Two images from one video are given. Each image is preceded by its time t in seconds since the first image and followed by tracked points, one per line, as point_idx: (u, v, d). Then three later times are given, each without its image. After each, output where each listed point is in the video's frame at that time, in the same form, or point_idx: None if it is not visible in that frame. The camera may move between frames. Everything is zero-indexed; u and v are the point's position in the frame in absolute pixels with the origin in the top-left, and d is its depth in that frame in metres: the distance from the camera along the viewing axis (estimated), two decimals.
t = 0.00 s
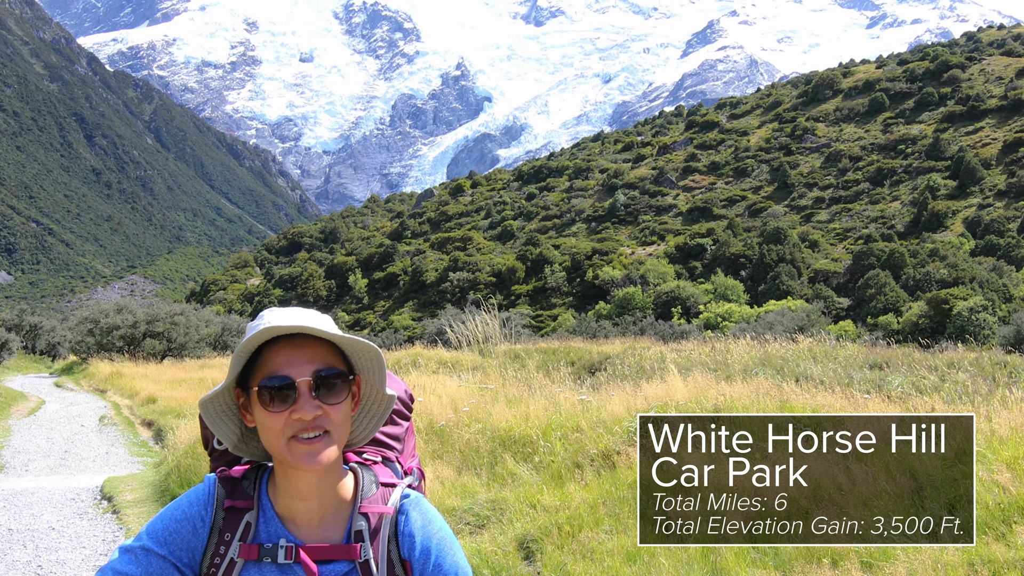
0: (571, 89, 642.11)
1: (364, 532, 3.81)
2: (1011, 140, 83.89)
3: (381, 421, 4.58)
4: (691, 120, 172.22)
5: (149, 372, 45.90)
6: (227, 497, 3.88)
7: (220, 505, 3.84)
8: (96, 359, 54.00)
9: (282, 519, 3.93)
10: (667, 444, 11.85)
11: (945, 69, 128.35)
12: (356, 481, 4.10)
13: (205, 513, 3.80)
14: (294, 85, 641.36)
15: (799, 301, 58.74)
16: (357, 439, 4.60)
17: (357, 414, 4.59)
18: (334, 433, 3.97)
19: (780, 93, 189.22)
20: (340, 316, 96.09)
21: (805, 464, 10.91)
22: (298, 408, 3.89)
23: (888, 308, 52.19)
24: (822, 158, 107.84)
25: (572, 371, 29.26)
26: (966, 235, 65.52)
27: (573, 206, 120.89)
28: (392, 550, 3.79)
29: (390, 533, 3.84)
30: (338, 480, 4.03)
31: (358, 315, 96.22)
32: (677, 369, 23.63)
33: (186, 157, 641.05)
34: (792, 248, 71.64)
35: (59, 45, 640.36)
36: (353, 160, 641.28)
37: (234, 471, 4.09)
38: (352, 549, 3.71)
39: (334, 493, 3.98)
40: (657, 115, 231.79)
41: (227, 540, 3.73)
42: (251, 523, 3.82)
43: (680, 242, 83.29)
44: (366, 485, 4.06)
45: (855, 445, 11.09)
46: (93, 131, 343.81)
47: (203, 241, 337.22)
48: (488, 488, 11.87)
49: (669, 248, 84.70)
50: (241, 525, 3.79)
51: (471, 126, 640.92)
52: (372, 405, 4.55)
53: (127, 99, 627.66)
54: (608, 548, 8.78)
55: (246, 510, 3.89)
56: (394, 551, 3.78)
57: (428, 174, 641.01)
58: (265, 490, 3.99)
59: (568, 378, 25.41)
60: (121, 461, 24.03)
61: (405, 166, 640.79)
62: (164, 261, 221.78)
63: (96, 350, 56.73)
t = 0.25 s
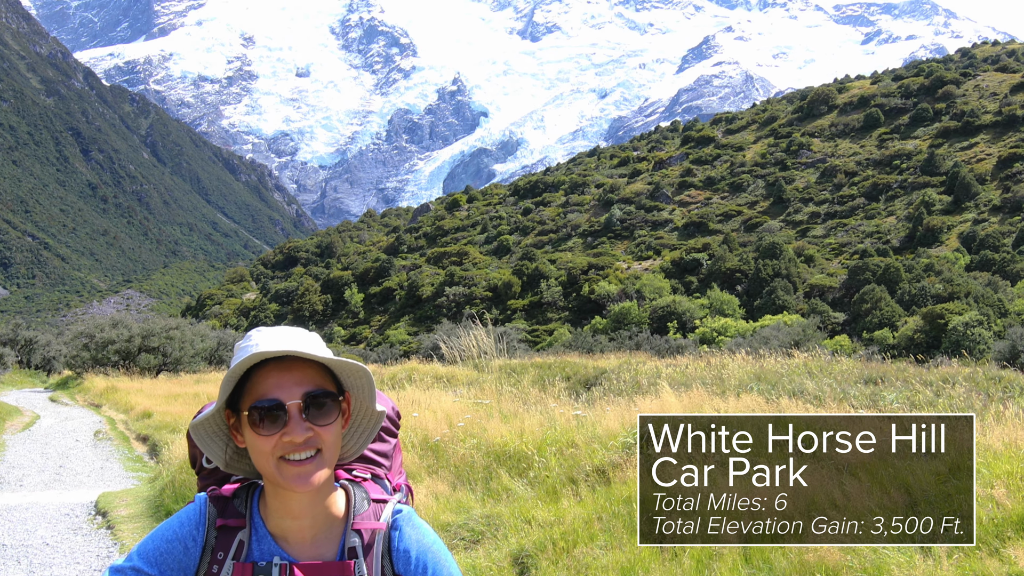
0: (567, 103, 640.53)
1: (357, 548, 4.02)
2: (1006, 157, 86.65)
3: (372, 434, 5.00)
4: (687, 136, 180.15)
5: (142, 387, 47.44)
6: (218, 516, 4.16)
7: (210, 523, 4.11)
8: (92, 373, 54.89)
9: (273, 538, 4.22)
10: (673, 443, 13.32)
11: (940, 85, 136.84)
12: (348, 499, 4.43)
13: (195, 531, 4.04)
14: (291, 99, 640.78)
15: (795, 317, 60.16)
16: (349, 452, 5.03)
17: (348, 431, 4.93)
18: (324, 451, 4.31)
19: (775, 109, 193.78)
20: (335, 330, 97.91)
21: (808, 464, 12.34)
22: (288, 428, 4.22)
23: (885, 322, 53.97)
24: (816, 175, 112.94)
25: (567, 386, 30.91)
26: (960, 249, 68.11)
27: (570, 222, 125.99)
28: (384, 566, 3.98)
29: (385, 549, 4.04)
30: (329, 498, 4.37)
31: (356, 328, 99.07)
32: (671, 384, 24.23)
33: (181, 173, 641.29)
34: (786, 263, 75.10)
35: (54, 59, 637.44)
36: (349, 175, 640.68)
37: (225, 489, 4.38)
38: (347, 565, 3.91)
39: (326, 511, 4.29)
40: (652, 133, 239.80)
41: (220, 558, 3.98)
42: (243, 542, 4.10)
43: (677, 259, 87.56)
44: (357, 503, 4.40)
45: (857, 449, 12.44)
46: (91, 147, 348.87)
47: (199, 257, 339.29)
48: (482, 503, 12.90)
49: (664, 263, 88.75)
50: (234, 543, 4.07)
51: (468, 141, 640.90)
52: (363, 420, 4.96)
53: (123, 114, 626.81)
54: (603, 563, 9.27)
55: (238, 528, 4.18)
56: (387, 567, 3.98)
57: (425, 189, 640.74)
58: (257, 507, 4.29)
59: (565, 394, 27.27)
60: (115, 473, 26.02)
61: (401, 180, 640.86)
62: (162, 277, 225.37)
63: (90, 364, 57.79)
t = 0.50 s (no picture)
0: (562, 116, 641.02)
1: (357, 563, 4.27)
2: (1000, 170, 87.61)
3: (368, 450, 5.08)
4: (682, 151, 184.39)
5: (138, 401, 48.35)
6: (218, 531, 4.28)
7: (209, 539, 4.22)
8: (86, 387, 55.52)
9: (272, 552, 4.35)
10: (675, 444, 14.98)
11: (935, 100, 138.98)
12: (346, 513, 4.58)
13: (195, 545, 4.16)
14: (285, 114, 640.95)
15: (791, 330, 60.84)
16: (347, 467, 5.10)
17: (347, 444, 5.07)
18: (322, 467, 4.44)
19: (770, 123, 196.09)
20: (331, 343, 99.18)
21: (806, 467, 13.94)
22: (285, 445, 4.34)
23: (879, 337, 54.05)
24: (811, 187, 114.93)
25: (563, 401, 31.95)
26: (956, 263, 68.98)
27: (564, 235, 128.51)
28: None
29: (384, 565, 4.29)
30: (326, 512, 4.50)
31: (350, 342, 100.44)
32: (665, 398, 24.14)
33: (176, 185, 641.56)
34: (781, 277, 75.93)
35: (51, 74, 640.97)
36: (344, 188, 640.79)
37: (223, 504, 4.50)
38: None
39: (324, 525, 4.46)
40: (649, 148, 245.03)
41: (218, 572, 4.13)
42: (242, 557, 4.23)
43: (672, 272, 88.34)
44: (356, 518, 4.55)
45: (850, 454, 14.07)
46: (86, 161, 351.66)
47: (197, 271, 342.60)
48: (476, 517, 14.03)
49: (659, 276, 90.27)
50: (233, 558, 4.19)
51: (464, 155, 640.81)
52: (359, 435, 5.04)
53: (119, 127, 627.60)
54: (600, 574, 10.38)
55: (237, 543, 4.30)
56: None
57: (419, 203, 640.82)
58: (255, 524, 4.42)
59: (560, 409, 28.71)
60: (108, 487, 27.61)
61: (396, 194, 641.03)
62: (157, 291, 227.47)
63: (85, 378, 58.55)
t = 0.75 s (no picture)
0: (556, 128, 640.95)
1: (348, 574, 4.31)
2: (994, 183, 88.03)
3: (364, 461, 5.04)
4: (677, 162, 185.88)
5: (132, 412, 48.51)
6: (212, 541, 4.29)
7: (204, 548, 4.25)
8: (80, 399, 55.73)
9: (267, 562, 4.40)
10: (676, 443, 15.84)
11: (929, 112, 140.07)
12: (342, 523, 4.63)
13: (190, 556, 4.19)
14: (280, 126, 640.81)
15: (786, 343, 61.22)
16: (342, 478, 5.08)
17: (342, 457, 5.04)
18: (315, 480, 4.44)
19: (764, 135, 197.27)
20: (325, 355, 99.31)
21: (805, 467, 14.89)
22: (280, 457, 4.35)
23: (874, 348, 54.81)
24: (805, 200, 115.65)
25: (554, 413, 32.24)
26: (950, 275, 69.43)
27: (559, 246, 129.28)
28: None
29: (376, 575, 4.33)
30: (322, 524, 4.55)
31: (344, 355, 100.56)
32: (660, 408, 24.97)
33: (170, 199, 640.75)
34: (776, 289, 76.32)
35: (46, 86, 640.90)
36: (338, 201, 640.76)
37: (220, 514, 4.54)
38: None
39: (317, 538, 4.46)
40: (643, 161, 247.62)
41: None
42: (236, 567, 4.25)
43: (667, 284, 89.05)
44: (351, 529, 4.58)
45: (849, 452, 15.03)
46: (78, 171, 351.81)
47: (191, 283, 343.43)
48: (470, 529, 14.36)
49: (655, 289, 90.76)
50: (228, 567, 4.22)
51: (458, 167, 640.83)
52: (356, 448, 4.99)
53: (114, 138, 627.18)
54: None
55: (232, 554, 4.33)
56: None
57: (414, 215, 641.00)
58: (248, 537, 4.45)
59: (554, 421, 29.23)
60: (102, 500, 27.59)
61: (391, 207, 640.99)
62: (149, 302, 227.47)
63: (78, 391, 58.67)
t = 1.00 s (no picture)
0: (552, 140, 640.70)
1: None
2: (988, 195, 88.44)
3: (352, 471, 5.03)
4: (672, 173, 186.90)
5: (127, 422, 48.73)
6: (201, 549, 4.32)
7: (193, 556, 4.28)
8: (75, 409, 55.98)
9: (255, 568, 4.44)
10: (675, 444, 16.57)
11: (924, 123, 140.93)
12: (330, 531, 4.67)
13: (179, 563, 4.22)
14: (276, 137, 640.83)
15: (780, 353, 61.47)
16: (331, 487, 5.06)
17: (330, 465, 5.04)
18: (302, 489, 4.46)
19: (760, 147, 198.26)
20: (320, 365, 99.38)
21: (804, 467, 15.57)
22: (267, 466, 4.37)
23: (869, 359, 54.81)
24: (800, 211, 116.24)
25: (548, 423, 32.46)
26: (944, 286, 69.76)
27: (554, 257, 129.91)
28: None
29: None
30: (310, 532, 4.58)
31: (339, 365, 100.66)
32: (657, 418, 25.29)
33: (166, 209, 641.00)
34: (771, 300, 76.69)
35: (41, 96, 641.21)
36: (333, 212, 640.80)
37: (211, 522, 4.57)
38: None
39: (305, 544, 4.51)
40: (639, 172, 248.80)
41: None
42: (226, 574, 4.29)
43: (661, 294, 89.45)
44: (340, 536, 4.64)
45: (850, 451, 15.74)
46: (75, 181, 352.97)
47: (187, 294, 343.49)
48: (464, 538, 14.54)
49: (649, 300, 91.15)
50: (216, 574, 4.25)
51: (453, 178, 640.85)
52: (344, 456, 4.99)
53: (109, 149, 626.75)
54: None
55: (221, 562, 4.37)
56: None
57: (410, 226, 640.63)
58: (238, 543, 4.50)
59: (549, 430, 29.61)
60: (97, 509, 27.78)
61: (386, 217, 641.10)
62: (145, 310, 227.33)
63: (73, 400, 58.83)
